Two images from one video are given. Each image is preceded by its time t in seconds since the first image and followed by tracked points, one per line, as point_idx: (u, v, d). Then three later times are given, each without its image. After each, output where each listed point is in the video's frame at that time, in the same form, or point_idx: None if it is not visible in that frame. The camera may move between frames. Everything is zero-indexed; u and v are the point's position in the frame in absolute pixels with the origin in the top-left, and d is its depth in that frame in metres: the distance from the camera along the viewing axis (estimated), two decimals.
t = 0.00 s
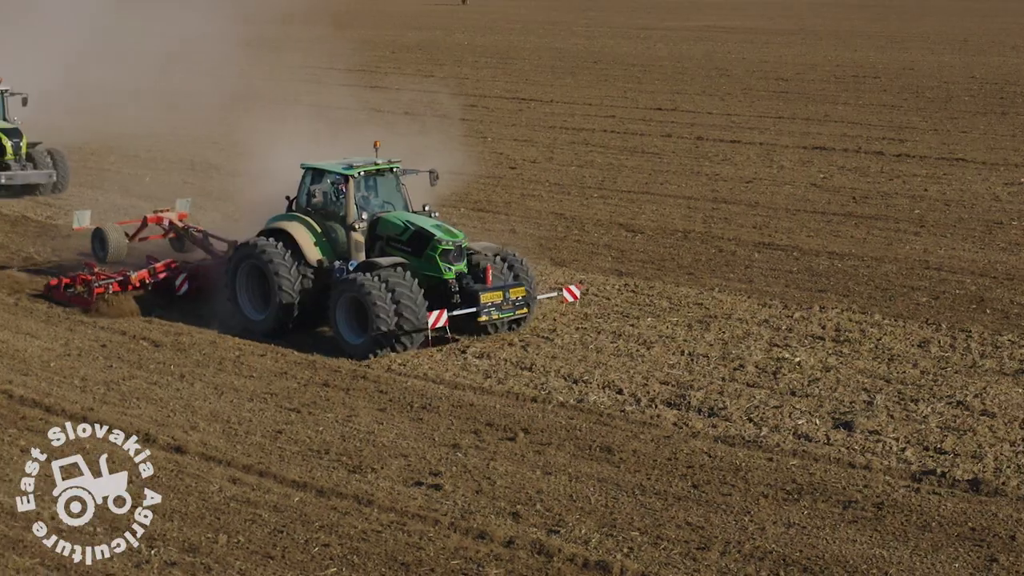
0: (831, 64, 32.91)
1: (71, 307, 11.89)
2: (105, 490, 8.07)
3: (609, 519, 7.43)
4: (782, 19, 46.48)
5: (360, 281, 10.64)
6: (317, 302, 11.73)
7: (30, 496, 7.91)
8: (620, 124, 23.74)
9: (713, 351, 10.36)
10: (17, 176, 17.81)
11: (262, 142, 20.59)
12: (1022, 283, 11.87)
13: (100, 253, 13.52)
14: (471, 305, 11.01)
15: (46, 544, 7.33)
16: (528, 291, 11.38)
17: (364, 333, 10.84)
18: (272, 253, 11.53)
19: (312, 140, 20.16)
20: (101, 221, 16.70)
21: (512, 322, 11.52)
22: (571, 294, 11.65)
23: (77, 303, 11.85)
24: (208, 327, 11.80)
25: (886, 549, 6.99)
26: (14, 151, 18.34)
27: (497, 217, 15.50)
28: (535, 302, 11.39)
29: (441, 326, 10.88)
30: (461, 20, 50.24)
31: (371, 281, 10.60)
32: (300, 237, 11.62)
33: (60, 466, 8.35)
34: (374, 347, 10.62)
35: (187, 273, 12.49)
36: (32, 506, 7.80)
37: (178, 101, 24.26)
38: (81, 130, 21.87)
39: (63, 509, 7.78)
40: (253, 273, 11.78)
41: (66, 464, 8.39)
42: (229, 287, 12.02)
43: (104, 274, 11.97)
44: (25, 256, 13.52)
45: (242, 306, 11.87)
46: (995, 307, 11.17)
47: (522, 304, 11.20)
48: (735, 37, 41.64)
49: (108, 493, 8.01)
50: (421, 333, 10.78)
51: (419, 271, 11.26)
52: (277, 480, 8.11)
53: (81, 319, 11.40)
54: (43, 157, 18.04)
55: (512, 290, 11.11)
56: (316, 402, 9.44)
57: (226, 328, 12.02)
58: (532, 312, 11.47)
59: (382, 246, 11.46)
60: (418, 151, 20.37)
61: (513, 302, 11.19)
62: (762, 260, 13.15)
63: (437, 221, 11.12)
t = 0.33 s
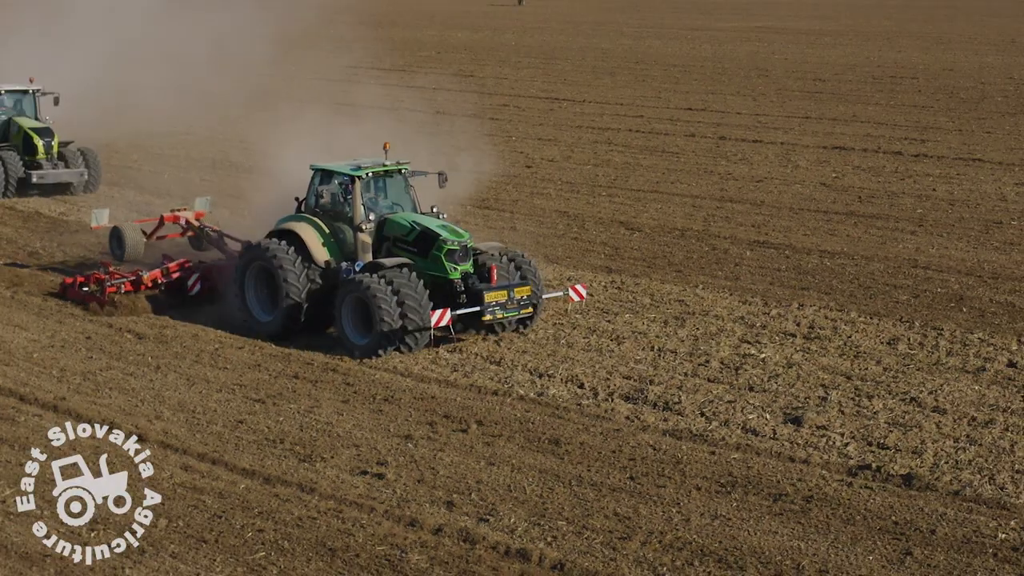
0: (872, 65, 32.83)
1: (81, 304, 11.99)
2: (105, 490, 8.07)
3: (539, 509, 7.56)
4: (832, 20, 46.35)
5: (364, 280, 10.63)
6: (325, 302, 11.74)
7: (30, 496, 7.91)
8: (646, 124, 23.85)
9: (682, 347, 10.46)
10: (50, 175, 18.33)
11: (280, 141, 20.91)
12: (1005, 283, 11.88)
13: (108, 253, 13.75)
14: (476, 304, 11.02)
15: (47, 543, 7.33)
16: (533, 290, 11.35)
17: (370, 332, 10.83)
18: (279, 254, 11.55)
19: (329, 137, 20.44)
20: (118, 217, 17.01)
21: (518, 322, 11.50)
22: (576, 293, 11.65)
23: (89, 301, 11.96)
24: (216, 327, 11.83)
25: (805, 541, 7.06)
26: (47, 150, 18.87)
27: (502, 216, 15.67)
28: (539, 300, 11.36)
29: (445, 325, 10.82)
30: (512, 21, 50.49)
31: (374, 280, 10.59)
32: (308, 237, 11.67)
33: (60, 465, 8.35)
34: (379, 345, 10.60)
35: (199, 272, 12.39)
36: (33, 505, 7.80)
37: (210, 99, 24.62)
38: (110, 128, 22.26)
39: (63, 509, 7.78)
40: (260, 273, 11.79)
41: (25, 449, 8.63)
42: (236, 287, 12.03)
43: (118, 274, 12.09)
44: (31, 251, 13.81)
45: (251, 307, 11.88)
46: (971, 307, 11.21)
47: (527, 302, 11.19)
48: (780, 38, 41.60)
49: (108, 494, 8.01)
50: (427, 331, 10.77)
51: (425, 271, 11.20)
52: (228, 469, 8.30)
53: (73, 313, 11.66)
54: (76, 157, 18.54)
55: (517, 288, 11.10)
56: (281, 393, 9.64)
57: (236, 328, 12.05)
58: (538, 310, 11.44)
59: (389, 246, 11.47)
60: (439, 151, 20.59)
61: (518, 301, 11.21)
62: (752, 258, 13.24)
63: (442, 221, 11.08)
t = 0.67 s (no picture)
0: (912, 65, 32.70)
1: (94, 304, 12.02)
2: (105, 490, 8.05)
3: (472, 497, 7.70)
4: (881, 19, 46.13)
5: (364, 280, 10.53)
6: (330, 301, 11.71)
7: (30, 496, 7.88)
8: (672, 124, 23.95)
9: (651, 342, 10.56)
10: (79, 175, 18.77)
11: (298, 136, 21.21)
12: (987, 283, 11.90)
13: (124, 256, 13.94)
14: (476, 304, 10.90)
15: (47, 543, 7.32)
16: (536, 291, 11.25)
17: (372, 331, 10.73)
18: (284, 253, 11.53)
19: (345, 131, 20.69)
20: (134, 212, 17.30)
21: (523, 323, 11.40)
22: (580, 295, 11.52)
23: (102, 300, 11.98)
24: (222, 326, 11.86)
25: (725, 532, 7.15)
26: (76, 149, 19.34)
27: (507, 214, 15.82)
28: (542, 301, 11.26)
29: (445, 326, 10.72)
30: (561, 20, 50.63)
31: (374, 281, 10.47)
32: (313, 236, 11.66)
33: (60, 466, 8.32)
34: (380, 344, 10.51)
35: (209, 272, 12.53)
36: (32, 506, 7.77)
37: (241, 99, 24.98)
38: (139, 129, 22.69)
39: (62, 509, 7.76)
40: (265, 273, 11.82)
41: None
42: (243, 287, 12.07)
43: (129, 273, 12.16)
44: (36, 244, 14.10)
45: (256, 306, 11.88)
46: (946, 305, 11.26)
47: (530, 303, 11.08)
48: (825, 38, 41.51)
49: (108, 494, 7.99)
50: (428, 331, 10.67)
51: (428, 271, 11.13)
52: (182, 455, 8.49)
53: (66, 306, 11.91)
54: (104, 157, 18.98)
55: (519, 289, 10.99)
56: (249, 384, 9.83)
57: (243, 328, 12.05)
58: (543, 311, 11.34)
59: (393, 247, 11.42)
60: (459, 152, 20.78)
61: (519, 302, 11.08)
62: (743, 256, 13.31)
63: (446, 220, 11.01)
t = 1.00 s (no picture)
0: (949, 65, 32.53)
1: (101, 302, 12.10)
2: (104, 490, 8.00)
3: (407, 486, 7.85)
4: (928, 20, 45.87)
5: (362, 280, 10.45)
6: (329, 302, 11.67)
7: (28, 497, 7.83)
8: (694, 123, 24.03)
9: (619, 337, 10.67)
10: (105, 174, 19.01)
11: (317, 135, 21.54)
12: (966, 282, 11.92)
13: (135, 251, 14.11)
14: (472, 305, 10.77)
15: (44, 543, 7.27)
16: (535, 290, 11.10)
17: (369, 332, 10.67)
18: (284, 253, 11.51)
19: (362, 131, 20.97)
20: (147, 210, 17.58)
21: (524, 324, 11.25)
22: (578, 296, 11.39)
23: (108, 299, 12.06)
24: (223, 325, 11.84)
25: (645, 522, 7.26)
26: (102, 148, 19.58)
27: (509, 212, 15.96)
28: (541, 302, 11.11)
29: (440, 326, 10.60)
30: (607, 20, 50.74)
31: (373, 281, 10.38)
32: (315, 236, 11.60)
33: (58, 466, 8.30)
34: (378, 346, 10.45)
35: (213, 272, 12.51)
36: (30, 508, 7.72)
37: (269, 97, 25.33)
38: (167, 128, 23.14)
39: (61, 509, 7.73)
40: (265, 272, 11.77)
41: None
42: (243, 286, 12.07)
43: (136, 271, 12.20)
44: (39, 238, 14.36)
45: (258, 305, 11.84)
46: (920, 303, 11.29)
47: (527, 304, 10.93)
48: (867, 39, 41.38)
49: (106, 494, 7.95)
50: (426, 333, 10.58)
51: (427, 272, 11.04)
52: (138, 443, 8.67)
53: (56, 297, 12.15)
54: (131, 156, 19.22)
55: (516, 289, 10.84)
56: (217, 375, 10.01)
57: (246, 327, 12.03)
58: (543, 312, 11.19)
59: (393, 246, 11.37)
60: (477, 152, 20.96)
61: (516, 303, 10.93)
62: (730, 253, 13.39)
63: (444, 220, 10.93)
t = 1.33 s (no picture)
0: (978, 65, 32.38)
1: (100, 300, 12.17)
2: (105, 489, 7.94)
3: (342, 475, 7.98)
4: (966, 20, 45.64)
5: (354, 282, 10.42)
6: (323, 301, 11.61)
7: (30, 496, 7.78)
8: (709, 124, 24.10)
9: (583, 333, 10.79)
10: (121, 175, 19.04)
11: (330, 136, 21.79)
12: (938, 280, 11.95)
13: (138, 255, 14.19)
14: (463, 306, 10.67)
15: (47, 544, 7.22)
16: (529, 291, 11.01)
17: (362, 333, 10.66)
18: (278, 253, 11.42)
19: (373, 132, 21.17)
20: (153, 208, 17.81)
21: (518, 326, 11.17)
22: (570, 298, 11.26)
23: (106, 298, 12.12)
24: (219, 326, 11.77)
25: (566, 511, 7.36)
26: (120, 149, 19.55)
27: (505, 211, 16.08)
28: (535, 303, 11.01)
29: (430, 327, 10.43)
30: (645, 19, 50.80)
31: (365, 283, 10.36)
32: (310, 238, 11.49)
33: (60, 466, 8.24)
34: (370, 347, 10.45)
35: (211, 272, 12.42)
36: (31, 507, 7.66)
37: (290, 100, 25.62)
38: (186, 133, 23.51)
39: (63, 509, 7.66)
40: (259, 273, 11.69)
41: None
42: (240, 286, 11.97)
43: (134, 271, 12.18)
44: (36, 232, 14.59)
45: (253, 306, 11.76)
46: (889, 301, 11.34)
47: (519, 305, 10.85)
48: (900, 39, 41.25)
49: (108, 494, 7.88)
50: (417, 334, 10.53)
51: (419, 272, 10.91)
52: (93, 432, 8.83)
53: (43, 290, 12.35)
54: (148, 157, 19.24)
55: (507, 291, 10.76)
56: (182, 366, 10.16)
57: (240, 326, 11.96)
58: (538, 314, 11.10)
59: (387, 248, 11.21)
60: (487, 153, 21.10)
61: (507, 305, 10.82)
62: (713, 251, 13.47)
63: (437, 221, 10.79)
